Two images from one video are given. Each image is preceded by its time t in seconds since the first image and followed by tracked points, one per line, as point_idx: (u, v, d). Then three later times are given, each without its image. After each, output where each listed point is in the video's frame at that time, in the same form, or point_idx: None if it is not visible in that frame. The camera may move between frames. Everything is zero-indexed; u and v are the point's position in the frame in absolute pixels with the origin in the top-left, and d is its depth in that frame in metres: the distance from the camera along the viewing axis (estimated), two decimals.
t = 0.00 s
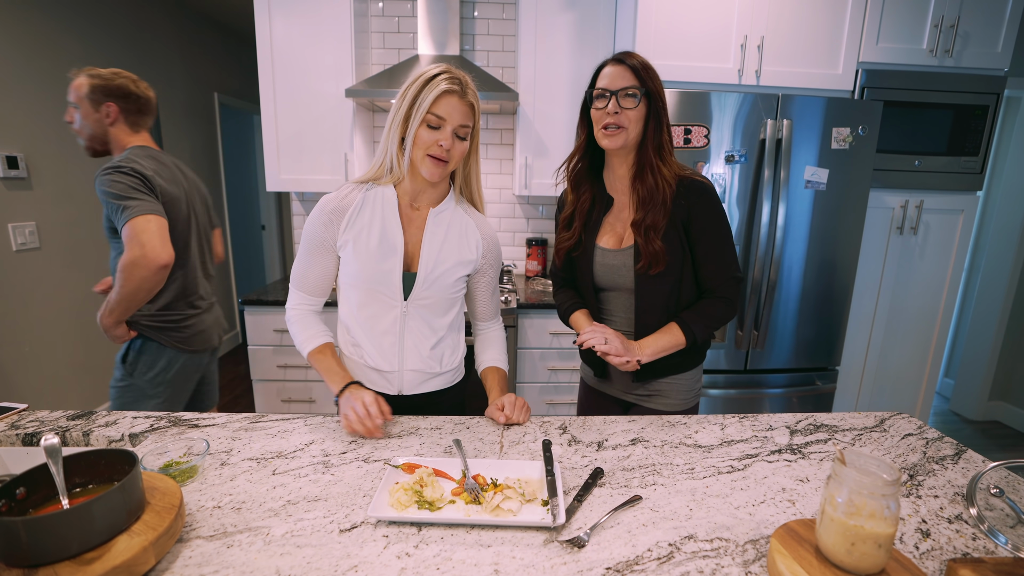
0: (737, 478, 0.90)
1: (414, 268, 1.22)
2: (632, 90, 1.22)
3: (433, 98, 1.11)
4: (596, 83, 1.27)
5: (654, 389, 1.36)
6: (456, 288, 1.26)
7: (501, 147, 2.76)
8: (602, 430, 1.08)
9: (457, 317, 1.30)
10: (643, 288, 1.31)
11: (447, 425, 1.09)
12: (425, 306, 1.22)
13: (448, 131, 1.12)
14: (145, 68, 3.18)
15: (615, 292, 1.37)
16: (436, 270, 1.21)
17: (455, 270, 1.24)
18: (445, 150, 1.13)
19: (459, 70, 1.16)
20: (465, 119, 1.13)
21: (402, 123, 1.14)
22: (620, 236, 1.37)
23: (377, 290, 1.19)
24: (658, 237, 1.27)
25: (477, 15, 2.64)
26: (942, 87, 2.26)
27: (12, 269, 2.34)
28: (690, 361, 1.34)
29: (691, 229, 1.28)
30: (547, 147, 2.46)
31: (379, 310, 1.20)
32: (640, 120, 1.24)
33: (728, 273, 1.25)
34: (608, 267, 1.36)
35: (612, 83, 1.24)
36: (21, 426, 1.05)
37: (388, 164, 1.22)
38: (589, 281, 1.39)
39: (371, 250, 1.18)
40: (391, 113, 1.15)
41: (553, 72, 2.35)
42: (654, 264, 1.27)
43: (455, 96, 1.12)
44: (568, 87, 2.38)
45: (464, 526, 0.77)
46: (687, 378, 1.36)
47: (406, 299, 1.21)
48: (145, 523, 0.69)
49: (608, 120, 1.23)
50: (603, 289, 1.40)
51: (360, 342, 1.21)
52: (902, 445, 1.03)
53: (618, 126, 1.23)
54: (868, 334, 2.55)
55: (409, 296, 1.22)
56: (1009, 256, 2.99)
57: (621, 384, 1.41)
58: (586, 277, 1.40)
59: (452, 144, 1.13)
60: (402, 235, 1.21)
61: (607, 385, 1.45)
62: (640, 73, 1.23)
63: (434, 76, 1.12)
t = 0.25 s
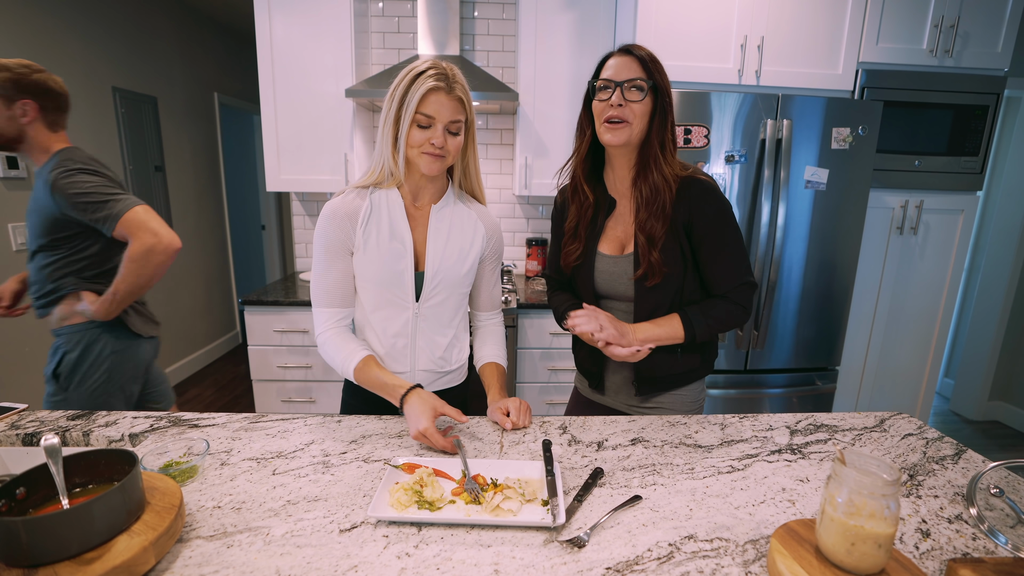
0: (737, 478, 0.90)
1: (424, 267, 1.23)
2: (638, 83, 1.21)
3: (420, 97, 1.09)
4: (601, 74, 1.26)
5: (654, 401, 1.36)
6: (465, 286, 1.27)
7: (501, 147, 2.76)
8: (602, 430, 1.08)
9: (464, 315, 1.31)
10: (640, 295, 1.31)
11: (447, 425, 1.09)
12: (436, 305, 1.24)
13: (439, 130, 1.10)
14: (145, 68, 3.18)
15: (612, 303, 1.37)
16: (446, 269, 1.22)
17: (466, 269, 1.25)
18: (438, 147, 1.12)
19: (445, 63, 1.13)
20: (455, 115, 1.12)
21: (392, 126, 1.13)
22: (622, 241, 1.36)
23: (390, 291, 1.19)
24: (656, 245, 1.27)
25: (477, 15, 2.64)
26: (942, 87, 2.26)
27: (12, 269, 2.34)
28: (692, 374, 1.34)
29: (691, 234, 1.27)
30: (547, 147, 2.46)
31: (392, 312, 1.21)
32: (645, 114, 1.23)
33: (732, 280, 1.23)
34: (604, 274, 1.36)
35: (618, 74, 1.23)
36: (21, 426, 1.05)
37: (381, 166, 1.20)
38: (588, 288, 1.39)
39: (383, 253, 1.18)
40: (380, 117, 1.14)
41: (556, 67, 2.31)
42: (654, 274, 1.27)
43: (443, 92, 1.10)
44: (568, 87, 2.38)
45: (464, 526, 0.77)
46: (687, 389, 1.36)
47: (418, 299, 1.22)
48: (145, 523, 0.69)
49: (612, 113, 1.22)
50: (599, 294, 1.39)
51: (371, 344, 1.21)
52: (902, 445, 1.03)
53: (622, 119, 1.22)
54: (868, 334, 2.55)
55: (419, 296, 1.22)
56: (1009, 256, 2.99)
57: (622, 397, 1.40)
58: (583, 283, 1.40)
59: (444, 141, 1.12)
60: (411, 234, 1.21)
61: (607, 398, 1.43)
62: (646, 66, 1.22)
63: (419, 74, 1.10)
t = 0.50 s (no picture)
0: (737, 478, 0.90)
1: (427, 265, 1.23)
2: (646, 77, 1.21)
3: (412, 100, 1.09)
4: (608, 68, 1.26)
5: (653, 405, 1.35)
6: (469, 284, 1.27)
7: (501, 147, 2.76)
8: (602, 430, 1.08)
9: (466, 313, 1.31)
10: (644, 296, 1.29)
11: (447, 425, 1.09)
12: (439, 303, 1.23)
13: (432, 132, 1.10)
14: (145, 68, 3.18)
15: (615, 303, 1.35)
16: (450, 267, 1.22)
17: (469, 266, 1.25)
18: (434, 150, 1.12)
19: (438, 63, 1.12)
20: (449, 115, 1.11)
21: (387, 130, 1.13)
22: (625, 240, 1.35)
23: (394, 289, 1.19)
24: (663, 245, 1.26)
25: (477, 15, 2.64)
26: (941, 87, 2.26)
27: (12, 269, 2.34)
28: (690, 380, 1.34)
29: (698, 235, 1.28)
30: (547, 147, 2.46)
31: (396, 310, 1.20)
32: (651, 108, 1.24)
33: (744, 284, 1.22)
34: (606, 273, 1.35)
35: (622, 68, 1.23)
36: (21, 426, 1.04)
37: (378, 169, 1.21)
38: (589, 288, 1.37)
39: (387, 251, 1.18)
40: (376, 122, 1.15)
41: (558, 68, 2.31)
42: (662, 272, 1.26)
43: (435, 94, 1.10)
44: (568, 87, 2.38)
45: (464, 526, 0.77)
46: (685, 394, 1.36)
47: (422, 298, 1.22)
48: (145, 523, 0.69)
49: (616, 107, 1.22)
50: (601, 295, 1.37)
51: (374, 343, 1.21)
52: (902, 445, 1.03)
53: (627, 114, 1.21)
54: (868, 334, 2.55)
55: (423, 294, 1.22)
56: (1009, 257, 2.99)
57: (619, 403, 1.38)
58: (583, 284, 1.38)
59: (439, 143, 1.12)
60: (414, 231, 1.21)
61: (601, 403, 1.41)
62: (653, 61, 1.23)
63: (410, 75, 1.09)
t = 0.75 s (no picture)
0: (737, 478, 0.90)
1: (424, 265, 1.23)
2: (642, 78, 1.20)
3: (410, 102, 1.09)
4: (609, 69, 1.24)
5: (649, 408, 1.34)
6: (465, 285, 1.27)
7: (501, 147, 2.76)
8: (602, 430, 1.08)
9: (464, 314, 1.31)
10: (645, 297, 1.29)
11: (447, 425, 1.09)
12: (436, 303, 1.23)
13: (430, 134, 1.10)
14: (144, 68, 3.18)
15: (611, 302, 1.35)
16: (446, 266, 1.22)
17: (465, 267, 1.24)
18: (432, 153, 1.12)
19: (435, 63, 1.12)
20: (446, 117, 1.11)
21: (385, 134, 1.13)
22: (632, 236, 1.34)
23: (389, 288, 1.19)
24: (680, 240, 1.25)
25: (477, 15, 2.64)
26: (941, 87, 2.26)
27: (13, 269, 2.34)
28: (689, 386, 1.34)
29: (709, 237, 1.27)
30: (547, 147, 2.46)
31: (392, 310, 1.20)
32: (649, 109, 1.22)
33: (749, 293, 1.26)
34: (606, 271, 1.34)
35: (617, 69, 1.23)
36: (21, 426, 1.04)
37: (374, 171, 1.20)
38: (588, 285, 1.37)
39: (383, 249, 1.18)
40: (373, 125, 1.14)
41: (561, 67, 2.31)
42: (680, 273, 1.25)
43: (432, 96, 1.09)
44: (568, 87, 2.38)
45: (464, 526, 0.77)
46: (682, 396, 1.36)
47: (418, 298, 1.21)
48: (145, 523, 0.69)
49: (613, 109, 1.22)
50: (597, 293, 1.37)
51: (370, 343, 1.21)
52: (902, 445, 1.03)
53: (622, 116, 1.22)
54: (868, 334, 2.55)
55: (419, 294, 1.22)
56: (1010, 257, 2.99)
57: (612, 405, 1.37)
58: (581, 279, 1.38)
59: (436, 145, 1.12)
60: (410, 231, 1.21)
61: (593, 404, 1.40)
62: (649, 57, 1.20)
63: (407, 77, 1.09)
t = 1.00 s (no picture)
0: (737, 478, 0.90)
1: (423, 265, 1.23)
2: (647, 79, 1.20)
3: (411, 105, 1.08)
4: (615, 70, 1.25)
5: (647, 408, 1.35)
6: (464, 286, 1.27)
7: (501, 147, 2.76)
8: (602, 430, 1.08)
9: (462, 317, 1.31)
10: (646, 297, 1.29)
11: (447, 425, 1.09)
12: (434, 305, 1.23)
13: (432, 137, 1.11)
14: (144, 68, 3.18)
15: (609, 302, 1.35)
16: (445, 268, 1.22)
17: (464, 268, 1.25)
18: (434, 156, 1.12)
19: (436, 65, 1.12)
20: (448, 120, 1.11)
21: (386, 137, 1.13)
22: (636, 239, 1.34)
23: (387, 288, 1.19)
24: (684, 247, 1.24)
25: (477, 15, 2.64)
26: (941, 87, 2.26)
27: (13, 269, 2.34)
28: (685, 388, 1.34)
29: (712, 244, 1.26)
30: (547, 147, 2.46)
31: (390, 312, 1.20)
32: (655, 112, 1.22)
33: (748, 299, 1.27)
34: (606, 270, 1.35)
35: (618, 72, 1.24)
36: (21, 426, 1.04)
37: (373, 172, 1.20)
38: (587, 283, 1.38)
39: (382, 250, 1.18)
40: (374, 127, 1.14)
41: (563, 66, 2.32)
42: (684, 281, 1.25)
43: (434, 99, 1.09)
44: (568, 87, 2.38)
45: (464, 526, 0.77)
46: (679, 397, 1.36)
47: (417, 300, 1.21)
48: (145, 523, 0.69)
49: (614, 111, 1.24)
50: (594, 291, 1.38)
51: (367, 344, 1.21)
52: (902, 445, 1.03)
53: (622, 118, 1.23)
54: (868, 334, 2.55)
55: (418, 296, 1.22)
56: (1010, 257, 2.99)
57: (607, 404, 1.37)
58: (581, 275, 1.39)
59: (438, 148, 1.12)
60: (410, 232, 1.21)
61: (588, 402, 1.40)
62: (651, 58, 1.20)
63: (409, 79, 1.09)
